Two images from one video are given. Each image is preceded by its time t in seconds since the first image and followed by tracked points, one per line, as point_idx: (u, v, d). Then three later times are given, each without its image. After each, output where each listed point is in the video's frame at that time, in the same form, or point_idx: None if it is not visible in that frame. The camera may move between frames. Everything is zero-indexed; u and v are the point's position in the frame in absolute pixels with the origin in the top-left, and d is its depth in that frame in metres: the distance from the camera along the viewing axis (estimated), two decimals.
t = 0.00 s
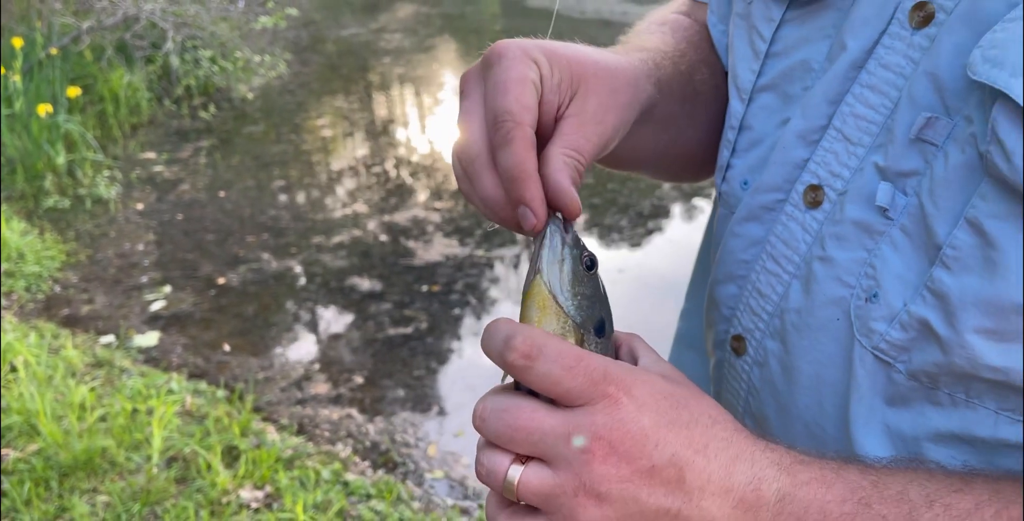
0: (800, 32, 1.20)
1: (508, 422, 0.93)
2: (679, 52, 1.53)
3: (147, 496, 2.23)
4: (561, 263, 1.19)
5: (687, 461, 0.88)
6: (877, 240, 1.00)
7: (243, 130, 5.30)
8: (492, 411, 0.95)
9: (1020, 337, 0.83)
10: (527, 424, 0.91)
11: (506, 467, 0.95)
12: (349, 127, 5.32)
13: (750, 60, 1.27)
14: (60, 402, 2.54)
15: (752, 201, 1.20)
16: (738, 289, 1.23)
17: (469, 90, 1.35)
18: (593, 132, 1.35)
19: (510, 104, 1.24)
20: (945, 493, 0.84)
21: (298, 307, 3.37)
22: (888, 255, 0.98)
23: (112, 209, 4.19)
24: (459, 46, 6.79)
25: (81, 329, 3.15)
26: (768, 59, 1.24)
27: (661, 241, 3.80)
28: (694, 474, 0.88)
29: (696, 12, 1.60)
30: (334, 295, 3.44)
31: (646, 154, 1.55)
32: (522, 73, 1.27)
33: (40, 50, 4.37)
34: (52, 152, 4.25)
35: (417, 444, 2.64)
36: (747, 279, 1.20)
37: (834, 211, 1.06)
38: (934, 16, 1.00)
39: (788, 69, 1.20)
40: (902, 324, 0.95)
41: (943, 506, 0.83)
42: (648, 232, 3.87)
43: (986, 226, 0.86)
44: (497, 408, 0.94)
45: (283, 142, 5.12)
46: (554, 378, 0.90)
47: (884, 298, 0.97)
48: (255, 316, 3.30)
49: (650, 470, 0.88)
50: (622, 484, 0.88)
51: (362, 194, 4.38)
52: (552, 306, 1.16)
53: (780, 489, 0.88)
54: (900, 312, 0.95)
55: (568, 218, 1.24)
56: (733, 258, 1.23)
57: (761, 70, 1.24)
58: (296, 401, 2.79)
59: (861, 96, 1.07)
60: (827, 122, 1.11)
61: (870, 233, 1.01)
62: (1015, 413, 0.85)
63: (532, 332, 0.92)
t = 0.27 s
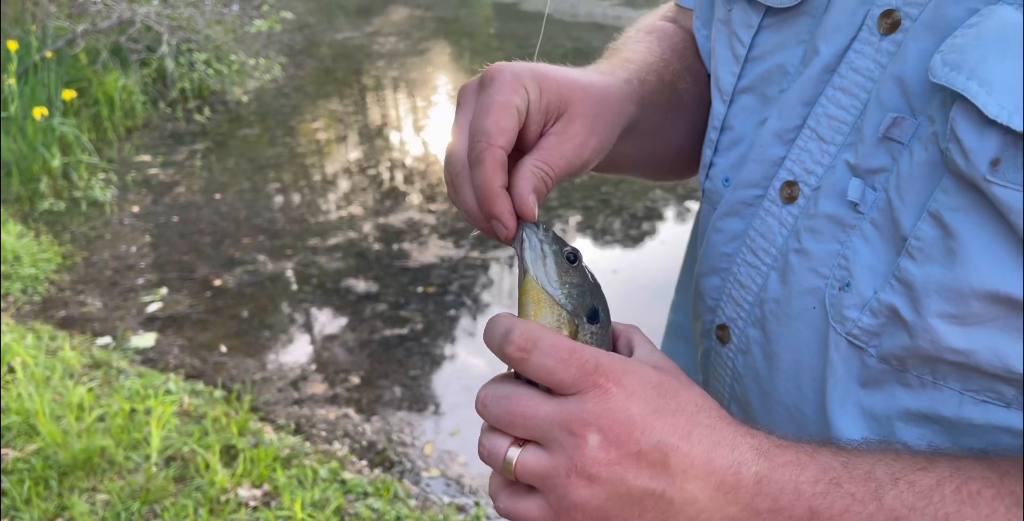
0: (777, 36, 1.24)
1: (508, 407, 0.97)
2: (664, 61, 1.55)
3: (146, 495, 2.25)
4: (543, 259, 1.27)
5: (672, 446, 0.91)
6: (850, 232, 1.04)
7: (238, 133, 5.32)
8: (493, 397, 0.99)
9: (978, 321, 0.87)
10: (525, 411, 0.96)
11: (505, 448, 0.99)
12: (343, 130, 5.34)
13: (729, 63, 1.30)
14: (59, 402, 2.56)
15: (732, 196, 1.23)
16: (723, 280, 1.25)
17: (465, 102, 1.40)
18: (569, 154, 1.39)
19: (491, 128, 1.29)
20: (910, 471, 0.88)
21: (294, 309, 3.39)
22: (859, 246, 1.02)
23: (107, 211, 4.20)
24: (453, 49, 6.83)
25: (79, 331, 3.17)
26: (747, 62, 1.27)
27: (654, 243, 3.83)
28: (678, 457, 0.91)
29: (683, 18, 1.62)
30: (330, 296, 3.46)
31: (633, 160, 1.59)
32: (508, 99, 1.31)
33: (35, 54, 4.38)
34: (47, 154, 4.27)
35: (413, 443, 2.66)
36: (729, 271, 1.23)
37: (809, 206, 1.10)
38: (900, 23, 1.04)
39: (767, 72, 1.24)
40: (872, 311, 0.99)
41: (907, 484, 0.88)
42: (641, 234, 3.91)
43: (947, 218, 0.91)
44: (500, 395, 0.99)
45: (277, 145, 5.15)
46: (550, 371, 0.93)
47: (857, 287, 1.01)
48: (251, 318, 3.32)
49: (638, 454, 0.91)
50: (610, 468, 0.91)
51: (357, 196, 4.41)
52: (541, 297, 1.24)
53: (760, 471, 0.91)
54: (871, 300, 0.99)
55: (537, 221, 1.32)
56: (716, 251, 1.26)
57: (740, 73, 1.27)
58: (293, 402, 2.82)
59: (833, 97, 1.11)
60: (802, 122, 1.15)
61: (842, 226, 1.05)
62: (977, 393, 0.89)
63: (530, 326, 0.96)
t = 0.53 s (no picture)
0: (757, 39, 1.28)
1: (507, 395, 1.04)
2: (651, 75, 1.59)
3: (144, 494, 2.28)
4: (543, 248, 1.28)
5: (659, 428, 0.95)
6: (824, 220, 1.09)
7: (232, 136, 5.34)
8: (494, 386, 1.06)
9: (943, 302, 0.93)
10: (523, 397, 1.02)
11: (507, 430, 1.06)
12: (337, 133, 5.36)
13: (713, 63, 1.33)
14: (56, 403, 2.58)
15: (714, 189, 1.27)
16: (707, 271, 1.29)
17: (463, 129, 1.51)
18: (560, 165, 1.45)
19: (478, 149, 1.38)
20: (879, 445, 0.93)
21: (289, 311, 3.41)
22: (833, 233, 1.07)
23: (102, 214, 4.22)
24: (446, 53, 6.86)
25: (74, 332, 3.19)
26: (729, 62, 1.31)
27: (646, 245, 3.87)
28: (665, 439, 0.95)
29: (671, 28, 1.67)
30: (325, 298, 3.49)
31: (629, 170, 1.63)
32: (491, 123, 1.40)
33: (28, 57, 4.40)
34: (41, 157, 4.28)
35: (409, 442, 2.68)
36: (712, 260, 1.26)
37: (786, 197, 1.14)
38: (872, 25, 1.09)
39: (748, 72, 1.28)
40: (845, 295, 1.04)
41: (876, 457, 0.92)
42: (634, 236, 3.95)
43: (914, 206, 0.97)
44: (499, 383, 1.05)
45: (271, 148, 5.16)
46: (544, 366, 0.98)
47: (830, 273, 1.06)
48: (247, 319, 3.34)
49: (626, 438, 0.95)
50: (600, 449, 0.96)
51: (351, 199, 4.43)
52: (542, 287, 1.25)
53: (740, 450, 0.95)
54: (844, 285, 1.04)
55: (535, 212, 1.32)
56: (700, 241, 1.30)
57: (723, 72, 1.31)
58: (289, 402, 2.84)
59: (808, 94, 1.15)
60: (779, 118, 1.19)
61: (817, 216, 1.10)
62: (943, 370, 0.95)
63: (523, 324, 1.01)
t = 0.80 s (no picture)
0: (743, 52, 1.32)
1: (505, 381, 1.06)
2: (646, 78, 1.62)
3: (141, 495, 2.29)
4: (539, 236, 1.33)
5: (649, 412, 0.97)
6: (806, 223, 1.13)
7: (226, 140, 5.35)
8: (493, 371, 1.08)
9: (915, 298, 0.99)
10: (520, 384, 1.04)
11: (505, 413, 1.09)
12: (330, 137, 5.38)
13: (702, 76, 1.37)
14: (52, 405, 2.59)
15: (704, 194, 1.30)
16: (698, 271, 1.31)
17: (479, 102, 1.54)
18: (562, 162, 1.51)
19: (496, 133, 1.43)
20: (854, 428, 0.98)
21: (283, 314, 3.42)
22: (815, 236, 1.11)
23: (96, 217, 4.23)
24: (439, 57, 6.89)
25: (70, 335, 3.20)
26: (718, 74, 1.35)
27: (639, 248, 3.90)
28: (654, 423, 0.98)
29: (665, 35, 1.69)
30: (320, 301, 3.50)
31: (619, 170, 1.66)
32: (512, 110, 1.44)
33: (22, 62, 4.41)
34: (35, 161, 4.28)
35: (404, 443, 2.70)
36: (702, 262, 1.29)
37: (772, 201, 1.18)
38: (850, 39, 1.14)
39: (735, 84, 1.32)
40: (825, 293, 1.08)
41: (852, 439, 0.97)
42: (626, 240, 3.98)
43: (886, 209, 1.02)
44: (498, 369, 1.07)
45: (265, 152, 5.18)
46: (541, 357, 1.01)
47: (811, 273, 1.10)
48: (242, 322, 3.36)
49: (616, 422, 0.98)
50: (593, 433, 0.99)
51: (345, 202, 4.45)
52: (538, 274, 1.30)
53: (725, 434, 0.98)
54: (825, 284, 1.08)
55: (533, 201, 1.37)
56: (690, 244, 1.33)
57: (712, 84, 1.35)
58: (285, 404, 2.86)
59: (792, 104, 1.19)
60: (765, 126, 1.23)
61: (800, 219, 1.14)
62: (917, 364, 1.01)
63: (523, 317, 1.03)
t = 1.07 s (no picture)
0: (736, 61, 1.34)
1: (514, 347, 1.08)
2: (647, 90, 1.64)
3: (139, 497, 2.30)
4: (555, 217, 1.34)
5: (649, 386, 1.00)
6: (797, 226, 1.16)
7: (221, 144, 5.37)
8: (504, 336, 1.10)
9: (899, 298, 1.02)
10: (529, 351, 1.07)
11: (511, 379, 1.11)
12: (325, 141, 5.40)
13: (698, 85, 1.39)
14: (50, 408, 2.60)
15: (700, 198, 1.33)
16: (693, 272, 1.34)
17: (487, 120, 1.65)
18: (571, 160, 1.56)
19: (497, 128, 1.52)
20: (843, 408, 1.00)
21: (279, 317, 3.44)
22: (806, 238, 1.14)
23: (92, 222, 4.24)
24: (433, 62, 6.92)
25: (66, 339, 3.21)
26: (714, 83, 1.37)
27: (634, 252, 3.93)
28: (654, 396, 1.00)
29: (661, 45, 1.72)
30: (316, 304, 3.52)
31: (627, 183, 1.68)
32: (510, 108, 1.54)
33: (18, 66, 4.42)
34: (30, 165, 4.29)
35: (401, 445, 2.72)
36: (698, 264, 1.32)
37: (765, 205, 1.20)
38: (838, 49, 1.17)
39: (729, 92, 1.34)
40: (815, 293, 1.10)
41: (841, 419, 0.99)
42: (621, 243, 4.00)
43: (872, 213, 1.05)
44: (509, 335, 1.10)
45: (260, 156, 5.20)
46: (553, 323, 1.03)
47: (801, 274, 1.13)
48: (238, 325, 3.37)
49: (619, 394, 1.00)
50: (597, 402, 1.01)
51: (340, 206, 4.47)
52: (554, 252, 1.32)
53: (722, 410, 1.01)
54: (814, 283, 1.11)
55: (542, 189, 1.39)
56: (686, 246, 1.35)
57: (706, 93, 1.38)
58: (282, 406, 2.87)
59: (784, 112, 1.22)
60: (759, 133, 1.26)
61: (791, 223, 1.16)
62: (902, 361, 1.04)
63: (539, 284, 1.05)
